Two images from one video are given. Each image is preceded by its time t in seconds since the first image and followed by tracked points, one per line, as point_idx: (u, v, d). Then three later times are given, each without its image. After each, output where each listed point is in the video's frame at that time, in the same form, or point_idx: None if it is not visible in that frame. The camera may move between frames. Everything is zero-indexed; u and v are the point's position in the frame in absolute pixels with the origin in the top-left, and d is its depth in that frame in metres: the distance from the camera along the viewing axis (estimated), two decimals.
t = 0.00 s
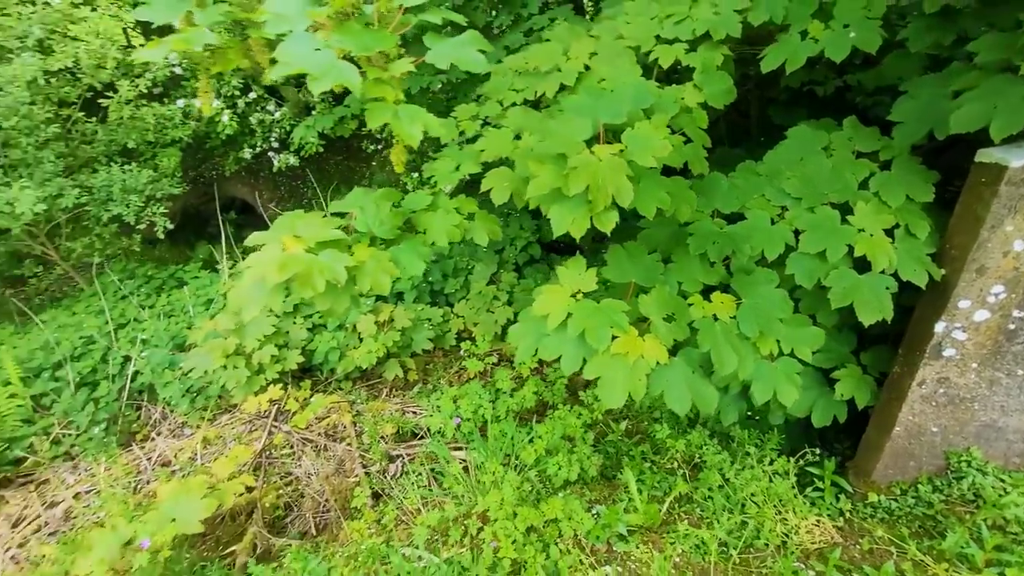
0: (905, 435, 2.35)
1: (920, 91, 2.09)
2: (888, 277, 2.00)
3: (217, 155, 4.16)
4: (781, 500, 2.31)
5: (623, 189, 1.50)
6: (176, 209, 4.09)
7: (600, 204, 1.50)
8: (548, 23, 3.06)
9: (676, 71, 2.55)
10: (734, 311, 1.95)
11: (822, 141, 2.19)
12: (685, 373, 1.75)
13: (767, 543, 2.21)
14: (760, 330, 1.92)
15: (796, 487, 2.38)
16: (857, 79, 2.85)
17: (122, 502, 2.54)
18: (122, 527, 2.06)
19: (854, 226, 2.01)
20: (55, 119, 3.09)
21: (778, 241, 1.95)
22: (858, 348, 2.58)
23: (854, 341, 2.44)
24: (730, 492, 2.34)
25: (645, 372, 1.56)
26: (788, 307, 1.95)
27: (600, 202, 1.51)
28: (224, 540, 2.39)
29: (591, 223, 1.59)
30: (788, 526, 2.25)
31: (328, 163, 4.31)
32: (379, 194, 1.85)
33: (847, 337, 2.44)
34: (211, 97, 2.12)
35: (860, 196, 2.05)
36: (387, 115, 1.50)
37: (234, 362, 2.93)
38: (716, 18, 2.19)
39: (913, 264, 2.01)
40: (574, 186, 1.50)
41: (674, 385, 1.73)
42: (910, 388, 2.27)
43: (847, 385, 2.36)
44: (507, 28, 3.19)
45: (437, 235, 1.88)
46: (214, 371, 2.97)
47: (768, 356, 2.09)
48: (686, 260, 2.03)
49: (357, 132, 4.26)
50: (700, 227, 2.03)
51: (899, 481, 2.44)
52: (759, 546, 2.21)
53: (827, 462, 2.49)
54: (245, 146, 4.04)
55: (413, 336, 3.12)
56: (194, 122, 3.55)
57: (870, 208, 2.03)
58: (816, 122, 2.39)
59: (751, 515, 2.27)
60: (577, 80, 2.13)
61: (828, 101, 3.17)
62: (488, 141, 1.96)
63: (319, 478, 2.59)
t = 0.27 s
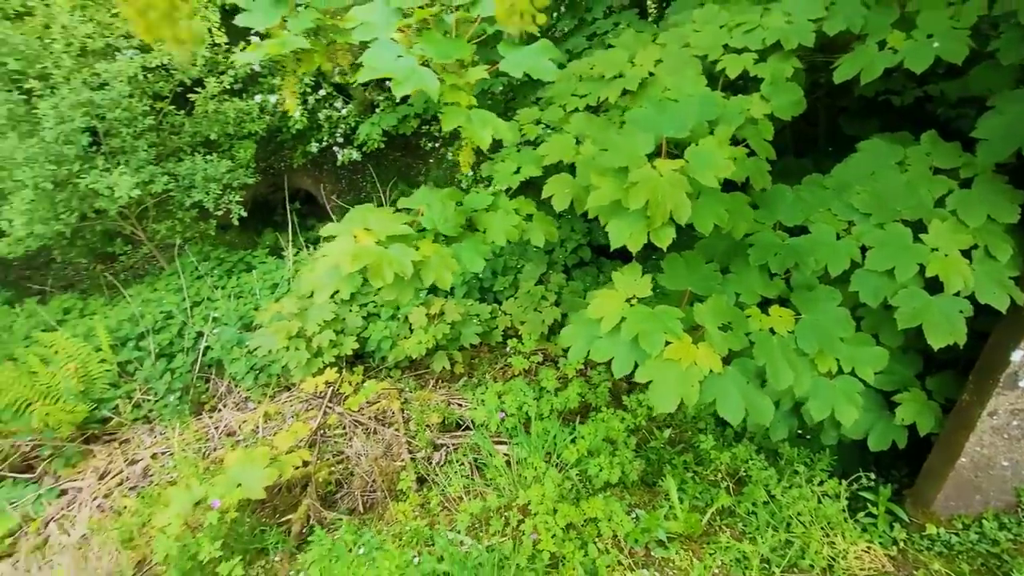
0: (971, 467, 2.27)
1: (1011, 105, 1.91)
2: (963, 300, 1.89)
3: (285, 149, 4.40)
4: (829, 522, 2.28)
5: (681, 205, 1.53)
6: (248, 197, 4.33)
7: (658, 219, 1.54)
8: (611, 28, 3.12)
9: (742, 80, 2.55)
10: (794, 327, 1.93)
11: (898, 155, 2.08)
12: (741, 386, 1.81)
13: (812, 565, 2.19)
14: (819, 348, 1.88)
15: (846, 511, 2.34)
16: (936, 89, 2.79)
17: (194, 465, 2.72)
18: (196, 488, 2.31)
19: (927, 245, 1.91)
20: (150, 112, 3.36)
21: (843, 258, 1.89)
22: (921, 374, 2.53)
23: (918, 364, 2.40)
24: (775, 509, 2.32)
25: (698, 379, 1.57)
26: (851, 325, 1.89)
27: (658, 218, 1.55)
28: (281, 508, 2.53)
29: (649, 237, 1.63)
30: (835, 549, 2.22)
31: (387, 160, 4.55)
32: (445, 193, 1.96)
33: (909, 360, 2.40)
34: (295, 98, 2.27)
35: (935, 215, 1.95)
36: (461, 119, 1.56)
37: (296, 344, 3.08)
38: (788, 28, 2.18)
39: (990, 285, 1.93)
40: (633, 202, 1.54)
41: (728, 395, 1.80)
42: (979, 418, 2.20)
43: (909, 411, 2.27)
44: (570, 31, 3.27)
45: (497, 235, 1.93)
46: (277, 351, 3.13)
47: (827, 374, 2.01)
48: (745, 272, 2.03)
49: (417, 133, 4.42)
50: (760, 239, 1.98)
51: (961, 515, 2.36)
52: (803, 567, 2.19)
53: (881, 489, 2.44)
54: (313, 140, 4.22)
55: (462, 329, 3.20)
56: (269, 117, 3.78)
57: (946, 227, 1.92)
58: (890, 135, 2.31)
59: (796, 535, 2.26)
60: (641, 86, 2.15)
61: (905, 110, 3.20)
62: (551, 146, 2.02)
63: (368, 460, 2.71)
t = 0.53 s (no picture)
0: None
1: None
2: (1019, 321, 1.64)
3: (336, 145, 4.53)
4: (866, 542, 2.14)
5: (723, 209, 1.54)
6: (301, 188, 4.48)
7: (698, 222, 1.54)
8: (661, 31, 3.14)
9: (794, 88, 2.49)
10: (836, 339, 1.67)
11: (958, 167, 1.88)
12: (781, 395, 1.61)
13: None
14: (865, 361, 1.62)
15: (886, 533, 2.19)
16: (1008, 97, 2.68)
17: (242, 440, 2.90)
18: (245, 462, 2.48)
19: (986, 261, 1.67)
20: (217, 108, 3.70)
21: (895, 272, 1.65)
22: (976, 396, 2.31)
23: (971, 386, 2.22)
24: (809, 525, 2.22)
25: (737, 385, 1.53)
26: (903, 339, 1.63)
27: (699, 220, 1.55)
28: (320, 487, 2.67)
29: (690, 239, 1.63)
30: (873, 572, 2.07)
31: (432, 157, 4.66)
32: (490, 194, 2.02)
33: (962, 380, 2.21)
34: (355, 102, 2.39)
35: (998, 231, 1.71)
36: (508, 125, 1.62)
37: (340, 332, 3.20)
38: (844, 33, 2.08)
39: None
40: (675, 204, 1.55)
41: (767, 404, 1.60)
42: None
43: (958, 433, 2.08)
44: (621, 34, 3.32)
45: (538, 235, 2.00)
46: (322, 338, 3.25)
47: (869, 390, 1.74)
48: (786, 281, 1.79)
49: (462, 133, 4.52)
50: (806, 247, 1.78)
51: (1014, 547, 2.11)
52: None
53: (924, 512, 2.25)
54: (363, 137, 4.32)
55: (498, 327, 3.28)
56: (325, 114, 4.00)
57: (1010, 244, 1.68)
58: (950, 148, 2.09)
59: (830, 553, 2.13)
60: (689, 94, 2.15)
61: (968, 121, 3.14)
62: (595, 149, 2.07)
63: (403, 448, 2.82)
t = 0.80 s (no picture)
0: None
1: None
2: None
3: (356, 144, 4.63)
4: (876, 548, 2.05)
5: (737, 200, 1.50)
6: (319, 185, 4.61)
7: (711, 211, 1.52)
8: (680, 31, 3.12)
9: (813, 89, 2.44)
10: (846, 340, 1.65)
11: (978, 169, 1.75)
12: (786, 392, 1.61)
13: None
14: (873, 364, 1.59)
15: (896, 540, 2.08)
16: None
17: (259, 429, 2.98)
18: (262, 450, 2.58)
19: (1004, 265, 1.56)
20: (241, 105, 3.83)
21: (906, 276, 1.59)
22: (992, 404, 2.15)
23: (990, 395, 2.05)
24: (818, 530, 2.15)
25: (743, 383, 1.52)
26: (913, 343, 1.58)
27: (711, 210, 1.52)
28: (333, 477, 2.74)
29: (701, 229, 1.60)
30: None
31: (449, 155, 4.72)
32: (503, 194, 2.06)
33: (982, 389, 2.06)
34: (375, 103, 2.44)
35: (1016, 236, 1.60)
36: (522, 125, 1.61)
37: (355, 326, 3.28)
38: (863, 35, 2.00)
39: None
40: (687, 192, 1.53)
41: (772, 402, 1.61)
42: None
43: (974, 441, 1.94)
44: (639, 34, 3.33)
45: (549, 234, 2.03)
46: (338, 331, 3.32)
47: (879, 391, 1.71)
48: (797, 280, 1.76)
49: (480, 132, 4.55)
50: (818, 247, 1.73)
51: None
52: None
53: (937, 521, 2.12)
54: (382, 135, 4.40)
55: (511, 324, 3.32)
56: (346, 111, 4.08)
57: None
58: (974, 148, 1.92)
59: (838, 559, 2.05)
60: (703, 94, 2.14)
61: (995, 124, 3.02)
62: (608, 149, 2.09)
63: (414, 441, 2.88)
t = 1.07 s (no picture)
0: None
1: None
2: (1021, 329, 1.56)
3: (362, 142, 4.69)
4: (867, 546, 2.07)
5: (726, 203, 1.53)
6: (325, 183, 4.68)
7: (701, 213, 1.54)
8: (682, 31, 3.13)
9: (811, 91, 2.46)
10: (835, 340, 1.67)
11: (971, 173, 1.76)
12: (770, 390, 1.65)
13: None
14: (860, 364, 1.62)
15: (887, 538, 2.11)
16: None
17: (263, 423, 3.03)
18: (264, 442, 2.63)
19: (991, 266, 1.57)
20: (248, 103, 3.87)
21: (895, 276, 1.63)
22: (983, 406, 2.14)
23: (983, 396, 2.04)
24: (809, 527, 2.17)
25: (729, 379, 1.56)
26: (898, 345, 1.62)
27: (702, 212, 1.55)
28: (334, 470, 2.80)
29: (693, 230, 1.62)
30: None
31: (455, 154, 4.77)
32: (501, 192, 2.10)
33: (975, 390, 2.05)
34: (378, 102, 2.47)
35: (1005, 238, 1.61)
36: (513, 128, 1.67)
37: (358, 322, 3.32)
38: (859, 38, 2.01)
39: None
40: (678, 194, 1.56)
41: (756, 398, 1.64)
42: None
43: (965, 442, 1.94)
44: (642, 34, 3.35)
45: (547, 232, 2.07)
46: (341, 328, 3.37)
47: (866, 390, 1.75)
48: (788, 281, 1.79)
49: (484, 131, 4.59)
50: (808, 248, 1.78)
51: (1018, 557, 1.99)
52: None
53: (928, 520, 2.13)
54: (387, 133, 4.45)
55: (512, 322, 3.36)
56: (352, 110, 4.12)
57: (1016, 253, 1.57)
58: (968, 152, 1.93)
59: (828, 555, 2.07)
60: (701, 96, 2.17)
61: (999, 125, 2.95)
62: (606, 150, 2.12)
63: (414, 437, 2.92)
